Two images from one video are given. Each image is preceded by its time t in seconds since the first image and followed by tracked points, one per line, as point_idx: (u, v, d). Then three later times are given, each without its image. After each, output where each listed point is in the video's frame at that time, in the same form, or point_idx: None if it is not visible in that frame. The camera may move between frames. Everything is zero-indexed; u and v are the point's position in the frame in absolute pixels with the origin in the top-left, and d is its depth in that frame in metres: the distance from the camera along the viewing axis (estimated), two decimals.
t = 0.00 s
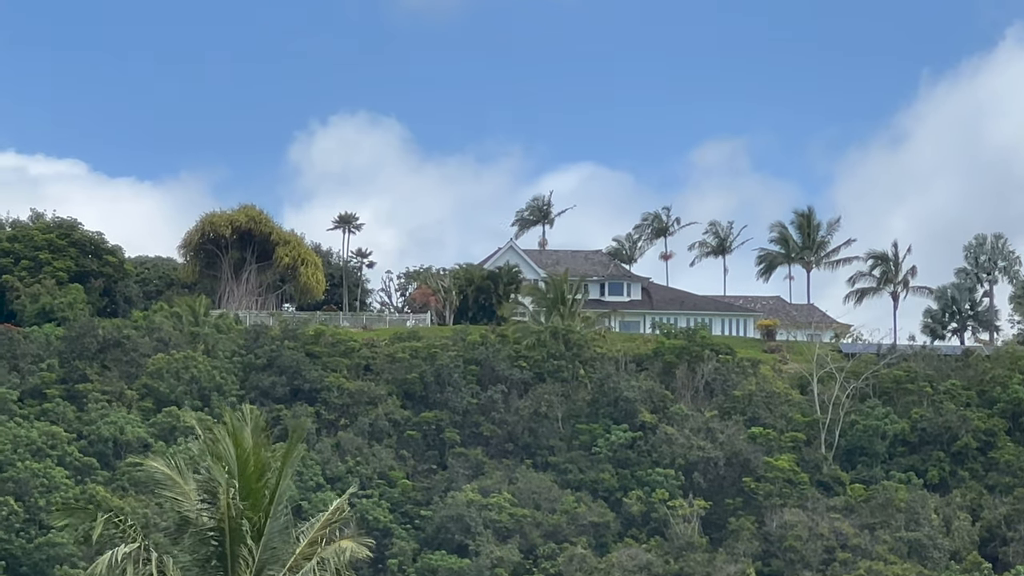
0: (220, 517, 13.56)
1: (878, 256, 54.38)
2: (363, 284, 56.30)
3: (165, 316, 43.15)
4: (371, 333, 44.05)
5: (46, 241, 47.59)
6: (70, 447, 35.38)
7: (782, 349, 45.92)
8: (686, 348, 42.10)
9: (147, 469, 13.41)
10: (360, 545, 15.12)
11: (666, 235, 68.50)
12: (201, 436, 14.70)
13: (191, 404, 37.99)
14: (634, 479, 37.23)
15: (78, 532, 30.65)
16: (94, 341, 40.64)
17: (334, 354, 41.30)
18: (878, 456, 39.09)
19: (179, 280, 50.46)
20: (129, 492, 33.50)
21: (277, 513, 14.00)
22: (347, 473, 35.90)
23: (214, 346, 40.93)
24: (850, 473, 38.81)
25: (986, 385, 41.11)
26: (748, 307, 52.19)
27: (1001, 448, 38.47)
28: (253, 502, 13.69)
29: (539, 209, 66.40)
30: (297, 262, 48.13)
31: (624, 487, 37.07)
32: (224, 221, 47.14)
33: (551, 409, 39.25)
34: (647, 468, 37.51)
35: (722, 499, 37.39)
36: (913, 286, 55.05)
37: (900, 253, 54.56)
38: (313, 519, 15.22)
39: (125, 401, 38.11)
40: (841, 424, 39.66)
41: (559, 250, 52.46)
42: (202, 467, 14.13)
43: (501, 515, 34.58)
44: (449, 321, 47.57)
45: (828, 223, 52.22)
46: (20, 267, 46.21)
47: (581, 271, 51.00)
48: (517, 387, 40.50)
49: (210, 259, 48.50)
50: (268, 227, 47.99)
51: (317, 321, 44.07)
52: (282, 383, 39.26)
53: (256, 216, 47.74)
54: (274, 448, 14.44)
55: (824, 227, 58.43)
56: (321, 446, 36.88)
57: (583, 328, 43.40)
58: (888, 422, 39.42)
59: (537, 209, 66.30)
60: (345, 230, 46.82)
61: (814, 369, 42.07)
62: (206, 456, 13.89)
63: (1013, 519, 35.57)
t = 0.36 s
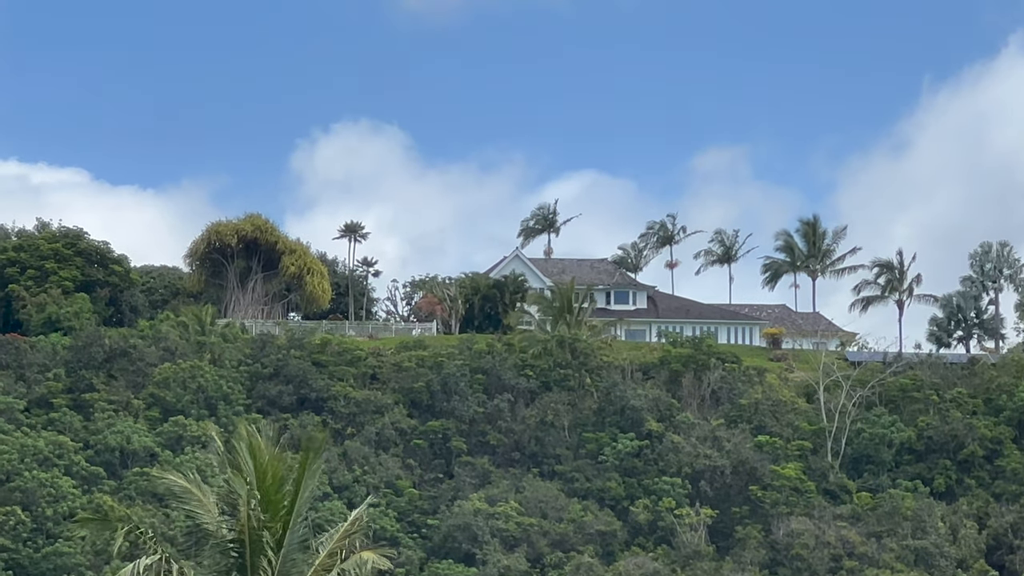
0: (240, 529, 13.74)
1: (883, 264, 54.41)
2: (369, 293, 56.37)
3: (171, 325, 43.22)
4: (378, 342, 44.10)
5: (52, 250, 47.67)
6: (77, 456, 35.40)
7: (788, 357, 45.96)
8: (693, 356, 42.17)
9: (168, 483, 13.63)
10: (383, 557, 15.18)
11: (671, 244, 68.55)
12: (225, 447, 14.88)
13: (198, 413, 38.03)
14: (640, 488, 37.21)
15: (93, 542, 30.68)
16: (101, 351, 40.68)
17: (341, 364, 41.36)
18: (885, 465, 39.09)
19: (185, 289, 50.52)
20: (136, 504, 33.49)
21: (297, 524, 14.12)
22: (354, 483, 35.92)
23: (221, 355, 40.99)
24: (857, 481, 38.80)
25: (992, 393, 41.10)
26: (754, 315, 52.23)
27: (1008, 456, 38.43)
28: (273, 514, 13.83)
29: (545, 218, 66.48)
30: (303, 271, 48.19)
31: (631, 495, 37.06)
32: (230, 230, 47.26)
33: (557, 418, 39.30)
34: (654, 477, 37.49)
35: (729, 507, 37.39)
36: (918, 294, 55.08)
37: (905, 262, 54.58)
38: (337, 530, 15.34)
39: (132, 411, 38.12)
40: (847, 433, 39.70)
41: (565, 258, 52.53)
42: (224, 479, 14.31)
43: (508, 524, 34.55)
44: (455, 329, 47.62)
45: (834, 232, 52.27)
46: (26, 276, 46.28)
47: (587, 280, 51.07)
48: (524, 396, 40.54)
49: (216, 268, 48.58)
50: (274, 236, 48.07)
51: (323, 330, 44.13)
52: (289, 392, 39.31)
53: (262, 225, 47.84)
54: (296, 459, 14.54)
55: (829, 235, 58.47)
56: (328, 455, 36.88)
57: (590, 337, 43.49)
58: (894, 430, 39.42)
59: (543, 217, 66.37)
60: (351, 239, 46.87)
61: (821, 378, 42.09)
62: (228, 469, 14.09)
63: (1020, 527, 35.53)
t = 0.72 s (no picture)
0: (260, 541, 14.00)
1: (888, 273, 54.55)
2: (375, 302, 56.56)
3: (179, 335, 43.39)
4: (384, 352, 44.27)
5: (60, 260, 47.86)
6: (85, 465, 35.50)
7: (794, 366, 46.07)
8: (699, 365, 42.30)
9: (188, 496, 13.93)
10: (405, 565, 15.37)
11: (677, 253, 68.72)
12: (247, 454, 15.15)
13: (205, 422, 38.17)
14: (647, 497, 37.29)
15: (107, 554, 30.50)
16: (109, 360, 40.82)
17: (348, 373, 41.51)
18: (891, 473, 39.15)
19: (192, 298, 50.69)
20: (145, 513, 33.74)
21: (318, 534, 14.35)
22: (362, 492, 35.99)
23: (229, 364, 41.15)
24: (863, 489, 38.86)
25: (998, 402, 41.20)
26: (760, 324, 52.37)
27: (1014, 464, 38.47)
28: (293, 526, 14.07)
29: (551, 227, 66.66)
30: (310, 280, 48.37)
31: (637, 504, 37.11)
32: (237, 239, 47.50)
33: (564, 427, 39.44)
34: (660, 486, 37.57)
35: (735, 516, 37.56)
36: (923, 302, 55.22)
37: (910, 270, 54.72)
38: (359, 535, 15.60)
39: (140, 420, 38.22)
40: (853, 441, 39.80)
41: (571, 267, 52.71)
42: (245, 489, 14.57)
43: (516, 532, 34.56)
44: (462, 339, 47.76)
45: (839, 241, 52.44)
46: (34, 286, 46.46)
47: (593, 289, 51.24)
48: (531, 405, 40.70)
49: (223, 278, 48.78)
50: (281, 246, 48.27)
51: (330, 339, 44.31)
52: (297, 401, 39.44)
53: (269, 235, 48.06)
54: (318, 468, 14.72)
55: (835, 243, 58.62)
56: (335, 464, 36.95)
57: (597, 346, 43.68)
58: (901, 438, 39.51)
59: (549, 226, 66.54)
60: (357, 249, 47.04)
61: (827, 387, 42.19)
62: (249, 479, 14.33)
63: None
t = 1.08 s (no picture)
0: (282, 553, 14.68)
1: (895, 282, 54.59)
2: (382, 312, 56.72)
3: (187, 345, 43.49)
4: (392, 361, 44.34)
5: (67, 270, 47.97)
6: (93, 476, 35.51)
7: (801, 375, 46.10)
8: (706, 375, 42.32)
9: (210, 511, 14.54)
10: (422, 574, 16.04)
11: (683, 262, 68.82)
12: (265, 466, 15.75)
13: (213, 432, 38.23)
14: (655, 506, 37.27)
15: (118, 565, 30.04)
16: (116, 370, 40.89)
17: (356, 383, 41.57)
18: (899, 482, 39.14)
19: (199, 309, 50.80)
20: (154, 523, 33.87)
21: (337, 546, 15.02)
22: (370, 501, 35.98)
23: (236, 374, 41.22)
24: (871, 498, 38.85)
25: (1006, 411, 41.22)
26: (766, 333, 52.45)
27: (1022, 473, 38.46)
28: (314, 539, 14.72)
29: (558, 236, 66.73)
30: (317, 290, 48.45)
31: (645, 513, 37.11)
32: (244, 249, 47.59)
33: (572, 437, 39.51)
34: (668, 495, 37.56)
35: (743, 525, 37.40)
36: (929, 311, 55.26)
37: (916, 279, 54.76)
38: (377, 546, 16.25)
39: (148, 430, 38.26)
40: (861, 450, 39.79)
41: (578, 277, 52.82)
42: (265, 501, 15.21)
43: (524, 542, 34.48)
44: (469, 348, 47.81)
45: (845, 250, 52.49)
46: (41, 296, 46.56)
47: (600, 298, 51.33)
48: (539, 414, 40.75)
49: (230, 287, 48.88)
50: (288, 256, 48.36)
51: (337, 349, 44.41)
52: (304, 411, 39.49)
53: (276, 245, 48.15)
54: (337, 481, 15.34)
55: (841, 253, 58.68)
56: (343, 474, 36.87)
57: (605, 356, 43.76)
58: (908, 447, 39.51)
59: (556, 236, 66.64)
60: (364, 259, 47.10)
61: (834, 396, 42.21)
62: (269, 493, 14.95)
63: None
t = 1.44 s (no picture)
0: (302, 563, 14.84)
1: (901, 290, 54.65)
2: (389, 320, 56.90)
3: (195, 354, 43.61)
4: (398, 370, 44.45)
5: (74, 279, 48.11)
6: (101, 485, 35.58)
7: (807, 383, 46.13)
8: (714, 384, 42.37)
9: (230, 523, 14.71)
10: None
11: (690, 270, 68.90)
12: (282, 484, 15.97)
13: (221, 442, 38.32)
14: (663, 514, 37.13)
15: None
16: (124, 380, 40.99)
17: (364, 392, 41.66)
18: (905, 490, 39.17)
19: (205, 318, 50.92)
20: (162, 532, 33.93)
21: (357, 556, 15.20)
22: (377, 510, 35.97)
23: (244, 383, 41.32)
24: (878, 506, 38.88)
25: (1012, 419, 41.26)
26: (773, 341, 52.57)
27: None
28: (334, 549, 14.88)
29: (565, 245, 66.82)
30: (324, 299, 48.57)
31: (653, 522, 36.98)
32: (251, 258, 47.71)
33: (579, 445, 39.61)
34: (675, 503, 37.43)
35: (750, 533, 37.47)
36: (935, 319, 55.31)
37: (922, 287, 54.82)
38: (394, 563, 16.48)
39: (155, 439, 38.35)
40: (868, 458, 39.79)
41: (585, 285, 52.94)
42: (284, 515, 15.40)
43: (531, 550, 34.44)
44: (476, 357, 47.90)
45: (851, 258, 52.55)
46: (48, 305, 46.70)
47: (606, 307, 51.43)
48: (546, 423, 40.83)
49: (237, 296, 48.99)
50: (294, 265, 48.47)
51: (344, 357, 44.54)
52: (312, 420, 39.57)
53: (282, 254, 48.26)
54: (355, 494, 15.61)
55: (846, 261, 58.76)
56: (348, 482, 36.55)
57: (612, 364, 43.87)
58: (915, 455, 39.50)
59: (563, 244, 66.73)
60: (371, 267, 47.17)
61: (841, 404, 42.25)
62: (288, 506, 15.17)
63: None
